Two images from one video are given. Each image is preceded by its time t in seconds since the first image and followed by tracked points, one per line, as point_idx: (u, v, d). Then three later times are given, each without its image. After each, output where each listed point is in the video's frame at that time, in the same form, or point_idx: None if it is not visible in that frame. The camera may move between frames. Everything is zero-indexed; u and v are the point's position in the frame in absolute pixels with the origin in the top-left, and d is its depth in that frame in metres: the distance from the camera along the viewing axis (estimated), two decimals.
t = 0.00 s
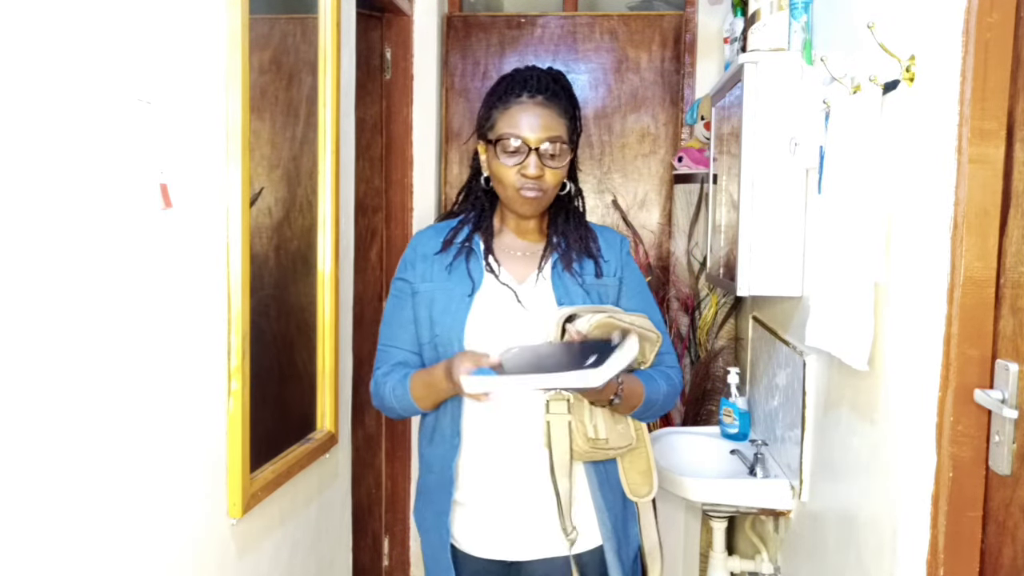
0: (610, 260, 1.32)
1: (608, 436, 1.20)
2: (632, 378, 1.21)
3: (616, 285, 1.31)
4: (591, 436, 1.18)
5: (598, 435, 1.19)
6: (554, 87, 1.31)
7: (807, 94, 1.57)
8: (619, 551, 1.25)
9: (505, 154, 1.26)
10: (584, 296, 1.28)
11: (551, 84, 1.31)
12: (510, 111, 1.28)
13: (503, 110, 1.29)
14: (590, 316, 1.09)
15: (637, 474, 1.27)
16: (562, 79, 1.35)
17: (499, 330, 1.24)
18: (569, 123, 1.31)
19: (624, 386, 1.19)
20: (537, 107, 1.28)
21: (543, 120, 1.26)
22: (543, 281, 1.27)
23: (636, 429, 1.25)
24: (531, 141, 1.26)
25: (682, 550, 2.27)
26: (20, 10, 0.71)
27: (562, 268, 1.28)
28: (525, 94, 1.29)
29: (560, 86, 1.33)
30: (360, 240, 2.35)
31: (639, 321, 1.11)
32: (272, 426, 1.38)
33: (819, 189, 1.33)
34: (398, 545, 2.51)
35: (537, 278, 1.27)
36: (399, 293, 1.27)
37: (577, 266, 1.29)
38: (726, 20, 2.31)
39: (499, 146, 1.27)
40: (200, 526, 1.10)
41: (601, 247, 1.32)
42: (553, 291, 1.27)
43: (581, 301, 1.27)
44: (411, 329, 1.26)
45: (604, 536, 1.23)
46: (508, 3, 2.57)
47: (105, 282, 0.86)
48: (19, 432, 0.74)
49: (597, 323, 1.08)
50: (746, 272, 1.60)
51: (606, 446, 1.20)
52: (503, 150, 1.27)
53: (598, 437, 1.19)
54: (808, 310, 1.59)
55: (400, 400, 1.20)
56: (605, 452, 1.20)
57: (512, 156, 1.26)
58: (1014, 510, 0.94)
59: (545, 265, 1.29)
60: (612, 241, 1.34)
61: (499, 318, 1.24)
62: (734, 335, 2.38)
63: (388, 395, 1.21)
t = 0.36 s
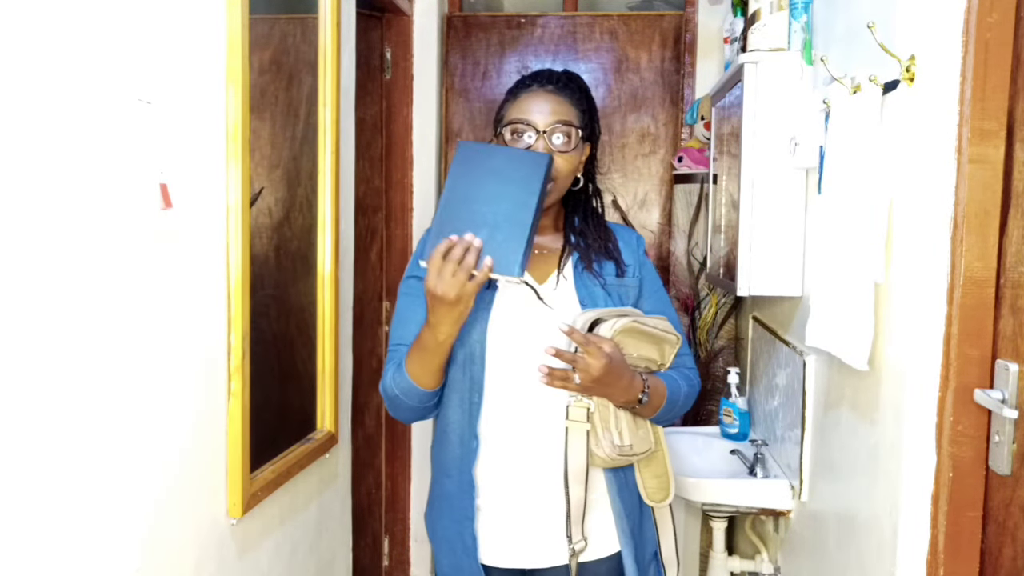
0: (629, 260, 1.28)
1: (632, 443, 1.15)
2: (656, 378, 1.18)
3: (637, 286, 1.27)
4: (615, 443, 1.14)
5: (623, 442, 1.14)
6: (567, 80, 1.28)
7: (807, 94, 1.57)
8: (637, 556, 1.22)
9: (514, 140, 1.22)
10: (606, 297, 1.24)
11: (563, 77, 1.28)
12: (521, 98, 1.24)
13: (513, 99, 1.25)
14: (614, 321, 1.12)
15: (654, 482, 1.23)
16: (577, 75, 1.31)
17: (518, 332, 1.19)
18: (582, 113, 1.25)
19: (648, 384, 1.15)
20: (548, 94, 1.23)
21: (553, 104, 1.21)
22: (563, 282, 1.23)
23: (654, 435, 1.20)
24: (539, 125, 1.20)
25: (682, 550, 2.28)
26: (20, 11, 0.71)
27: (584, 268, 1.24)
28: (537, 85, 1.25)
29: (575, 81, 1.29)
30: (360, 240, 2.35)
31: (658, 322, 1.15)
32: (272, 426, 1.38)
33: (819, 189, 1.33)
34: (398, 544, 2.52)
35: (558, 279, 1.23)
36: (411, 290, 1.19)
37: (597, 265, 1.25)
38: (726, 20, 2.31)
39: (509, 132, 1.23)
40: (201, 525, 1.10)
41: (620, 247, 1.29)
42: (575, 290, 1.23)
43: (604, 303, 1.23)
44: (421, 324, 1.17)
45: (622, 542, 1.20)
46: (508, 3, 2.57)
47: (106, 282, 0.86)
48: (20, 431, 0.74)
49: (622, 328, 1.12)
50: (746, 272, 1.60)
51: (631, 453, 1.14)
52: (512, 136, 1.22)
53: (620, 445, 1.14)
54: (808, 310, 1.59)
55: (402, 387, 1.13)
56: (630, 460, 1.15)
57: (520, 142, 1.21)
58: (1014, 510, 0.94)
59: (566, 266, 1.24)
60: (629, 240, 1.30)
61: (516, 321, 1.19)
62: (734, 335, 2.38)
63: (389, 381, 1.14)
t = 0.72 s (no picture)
0: (638, 262, 1.28)
1: (641, 446, 1.15)
2: (665, 380, 1.17)
3: (645, 288, 1.27)
4: (624, 447, 1.14)
5: (632, 445, 1.14)
6: (575, 79, 1.28)
7: (807, 95, 1.57)
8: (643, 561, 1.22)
9: (522, 140, 1.22)
10: (614, 299, 1.23)
11: (571, 75, 1.27)
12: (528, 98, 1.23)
13: (520, 98, 1.25)
14: (621, 322, 1.13)
15: (661, 485, 1.22)
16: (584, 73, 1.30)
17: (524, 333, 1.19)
18: (590, 113, 1.25)
19: (658, 384, 1.15)
20: (556, 94, 1.22)
21: (561, 105, 1.20)
22: (570, 284, 1.23)
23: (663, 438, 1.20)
24: (547, 126, 1.20)
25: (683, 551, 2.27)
26: (20, 11, 0.71)
27: (592, 271, 1.24)
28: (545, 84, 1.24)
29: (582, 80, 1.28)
30: (361, 240, 2.35)
31: (669, 325, 1.15)
32: (272, 426, 1.38)
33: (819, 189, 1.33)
34: (398, 544, 2.51)
35: (564, 281, 1.23)
36: (418, 293, 1.19)
37: (605, 267, 1.25)
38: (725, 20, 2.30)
39: (517, 132, 1.23)
40: (200, 525, 1.10)
41: (629, 249, 1.29)
42: (582, 292, 1.22)
43: (612, 305, 1.22)
44: (432, 330, 1.18)
45: (629, 546, 1.20)
46: (508, 2, 2.57)
47: (105, 283, 0.86)
48: (20, 431, 0.74)
49: (629, 329, 1.12)
50: (747, 272, 1.60)
51: (639, 457, 1.15)
52: (520, 136, 1.22)
53: (630, 448, 1.14)
54: (808, 310, 1.58)
55: (414, 394, 1.13)
56: (638, 463, 1.15)
57: (528, 142, 1.21)
58: (1014, 510, 0.94)
59: (573, 267, 1.24)
60: (638, 243, 1.30)
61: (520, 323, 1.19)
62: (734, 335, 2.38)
63: (399, 386, 1.15)
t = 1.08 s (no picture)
0: (642, 263, 1.27)
1: (642, 451, 1.15)
2: (664, 384, 1.17)
3: (648, 290, 1.26)
4: (622, 451, 1.13)
5: (630, 449, 1.13)
6: (579, 78, 1.27)
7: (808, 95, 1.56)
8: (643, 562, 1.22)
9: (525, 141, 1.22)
10: (615, 302, 1.23)
11: (575, 73, 1.27)
12: (531, 99, 1.23)
13: (523, 97, 1.25)
14: (619, 326, 1.12)
15: (665, 490, 1.22)
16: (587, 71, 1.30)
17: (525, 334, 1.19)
18: (593, 112, 1.25)
19: (657, 386, 1.15)
20: (559, 93, 1.22)
21: (564, 106, 1.20)
22: (571, 285, 1.23)
23: (666, 443, 1.20)
24: (550, 127, 1.20)
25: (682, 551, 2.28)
26: (21, 11, 0.71)
27: (593, 273, 1.24)
28: (548, 84, 1.24)
29: (585, 79, 1.28)
30: (361, 240, 2.35)
31: (670, 330, 1.14)
32: (272, 426, 1.38)
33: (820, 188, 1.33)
34: (398, 544, 2.51)
35: (565, 283, 1.22)
36: (419, 293, 1.19)
37: (607, 269, 1.25)
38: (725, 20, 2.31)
39: (519, 133, 1.22)
40: (201, 525, 1.10)
41: (632, 250, 1.28)
42: (582, 295, 1.22)
43: (613, 308, 1.23)
44: (432, 330, 1.19)
45: (628, 551, 1.20)
46: (508, 3, 2.57)
47: (106, 283, 0.86)
48: (20, 431, 0.74)
49: (626, 333, 1.12)
50: (746, 273, 1.60)
51: (638, 461, 1.14)
52: (522, 137, 1.22)
53: (630, 453, 1.13)
54: (807, 310, 1.58)
55: (414, 394, 1.14)
56: (638, 467, 1.15)
57: (531, 143, 1.21)
58: (1015, 509, 0.92)
59: (574, 269, 1.23)
60: (642, 242, 1.29)
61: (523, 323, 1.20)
62: (734, 335, 2.38)
63: (400, 386, 1.15)
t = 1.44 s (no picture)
0: (643, 264, 1.27)
1: (642, 454, 1.15)
2: (665, 386, 1.17)
3: (649, 291, 1.26)
4: (622, 454, 1.13)
5: (629, 451, 1.14)
6: (579, 77, 1.27)
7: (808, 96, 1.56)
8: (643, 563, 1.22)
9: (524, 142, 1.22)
10: (615, 303, 1.23)
11: (575, 73, 1.27)
12: (530, 99, 1.23)
13: (523, 97, 1.25)
14: (619, 327, 1.12)
15: (666, 491, 1.21)
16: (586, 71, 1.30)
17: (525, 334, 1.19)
18: (593, 111, 1.25)
19: (657, 388, 1.15)
20: (559, 93, 1.22)
21: (564, 105, 1.20)
22: (571, 286, 1.23)
23: (666, 444, 1.19)
24: (550, 126, 1.20)
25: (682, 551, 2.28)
26: (20, 10, 0.71)
27: (594, 274, 1.24)
28: (548, 84, 1.24)
29: (585, 79, 1.28)
30: (361, 240, 2.35)
31: (670, 330, 1.13)
32: (271, 426, 1.38)
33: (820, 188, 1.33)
34: (398, 544, 2.51)
35: (566, 284, 1.23)
36: (420, 293, 1.19)
37: (608, 270, 1.25)
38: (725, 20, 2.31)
39: (519, 134, 1.22)
40: (201, 525, 1.10)
41: (633, 250, 1.28)
42: (583, 296, 1.22)
43: (613, 309, 1.23)
44: (433, 330, 1.18)
45: (628, 554, 1.20)
46: (508, 3, 2.57)
47: (105, 282, 0.86)
48: (19, 431, 0.74)
49: (627, 335, 1.11)
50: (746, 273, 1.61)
51: (638, 463, 1.14)
52: (522, 137, 1.22)
53: (629, 455, 1.14)
54: (807, 310, 1.58)
55: (412, 394, 1.13)
56: (638, 470, 1.15)
57: (530, 143, 1.21)
58: (1014, 510, 0.92)
59: (575, 270, 1.23)
60: (643, 242, 1.29)
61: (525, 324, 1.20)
62: (734, 335, 2.37)
63: (401, 386, 1.15)
